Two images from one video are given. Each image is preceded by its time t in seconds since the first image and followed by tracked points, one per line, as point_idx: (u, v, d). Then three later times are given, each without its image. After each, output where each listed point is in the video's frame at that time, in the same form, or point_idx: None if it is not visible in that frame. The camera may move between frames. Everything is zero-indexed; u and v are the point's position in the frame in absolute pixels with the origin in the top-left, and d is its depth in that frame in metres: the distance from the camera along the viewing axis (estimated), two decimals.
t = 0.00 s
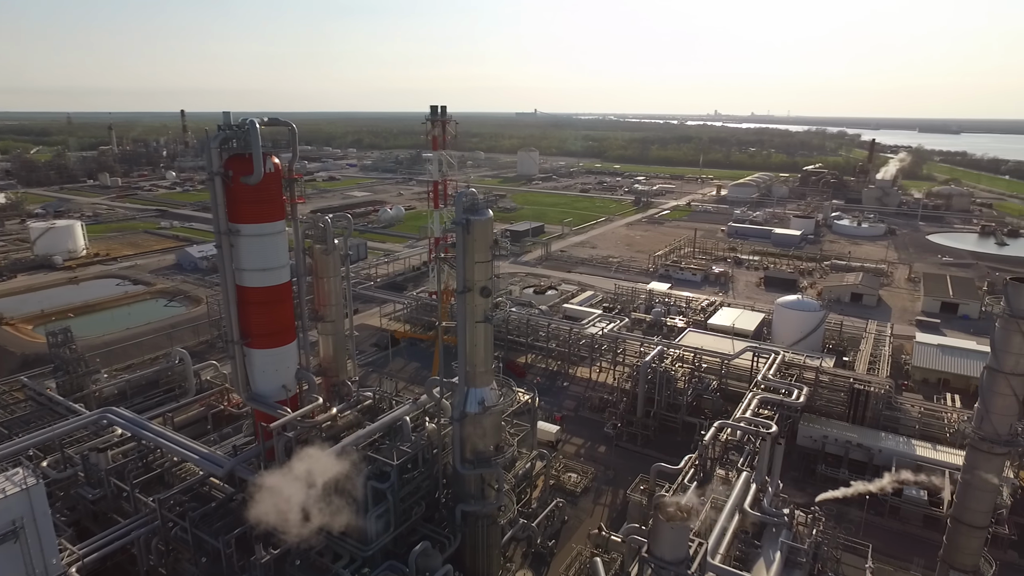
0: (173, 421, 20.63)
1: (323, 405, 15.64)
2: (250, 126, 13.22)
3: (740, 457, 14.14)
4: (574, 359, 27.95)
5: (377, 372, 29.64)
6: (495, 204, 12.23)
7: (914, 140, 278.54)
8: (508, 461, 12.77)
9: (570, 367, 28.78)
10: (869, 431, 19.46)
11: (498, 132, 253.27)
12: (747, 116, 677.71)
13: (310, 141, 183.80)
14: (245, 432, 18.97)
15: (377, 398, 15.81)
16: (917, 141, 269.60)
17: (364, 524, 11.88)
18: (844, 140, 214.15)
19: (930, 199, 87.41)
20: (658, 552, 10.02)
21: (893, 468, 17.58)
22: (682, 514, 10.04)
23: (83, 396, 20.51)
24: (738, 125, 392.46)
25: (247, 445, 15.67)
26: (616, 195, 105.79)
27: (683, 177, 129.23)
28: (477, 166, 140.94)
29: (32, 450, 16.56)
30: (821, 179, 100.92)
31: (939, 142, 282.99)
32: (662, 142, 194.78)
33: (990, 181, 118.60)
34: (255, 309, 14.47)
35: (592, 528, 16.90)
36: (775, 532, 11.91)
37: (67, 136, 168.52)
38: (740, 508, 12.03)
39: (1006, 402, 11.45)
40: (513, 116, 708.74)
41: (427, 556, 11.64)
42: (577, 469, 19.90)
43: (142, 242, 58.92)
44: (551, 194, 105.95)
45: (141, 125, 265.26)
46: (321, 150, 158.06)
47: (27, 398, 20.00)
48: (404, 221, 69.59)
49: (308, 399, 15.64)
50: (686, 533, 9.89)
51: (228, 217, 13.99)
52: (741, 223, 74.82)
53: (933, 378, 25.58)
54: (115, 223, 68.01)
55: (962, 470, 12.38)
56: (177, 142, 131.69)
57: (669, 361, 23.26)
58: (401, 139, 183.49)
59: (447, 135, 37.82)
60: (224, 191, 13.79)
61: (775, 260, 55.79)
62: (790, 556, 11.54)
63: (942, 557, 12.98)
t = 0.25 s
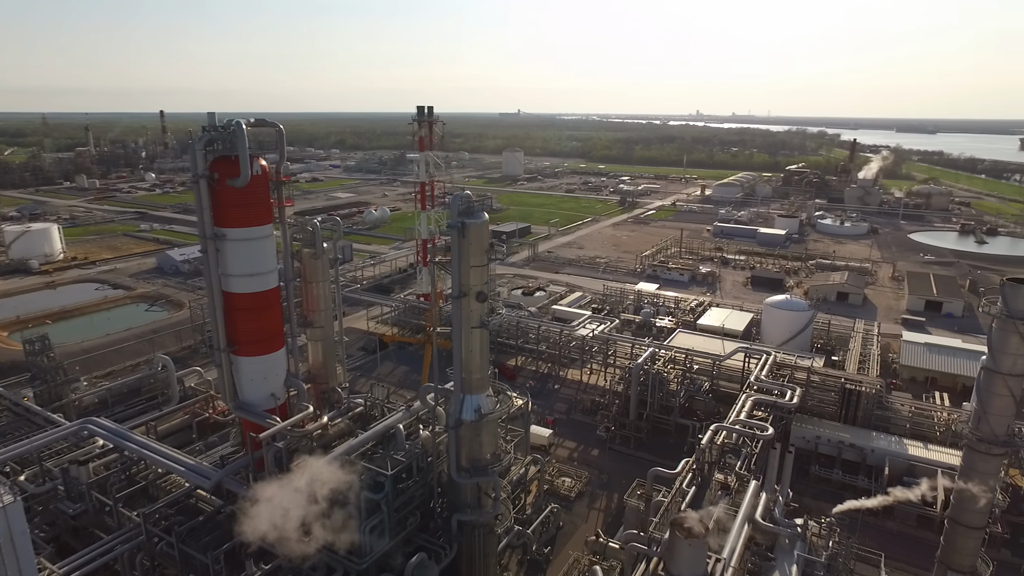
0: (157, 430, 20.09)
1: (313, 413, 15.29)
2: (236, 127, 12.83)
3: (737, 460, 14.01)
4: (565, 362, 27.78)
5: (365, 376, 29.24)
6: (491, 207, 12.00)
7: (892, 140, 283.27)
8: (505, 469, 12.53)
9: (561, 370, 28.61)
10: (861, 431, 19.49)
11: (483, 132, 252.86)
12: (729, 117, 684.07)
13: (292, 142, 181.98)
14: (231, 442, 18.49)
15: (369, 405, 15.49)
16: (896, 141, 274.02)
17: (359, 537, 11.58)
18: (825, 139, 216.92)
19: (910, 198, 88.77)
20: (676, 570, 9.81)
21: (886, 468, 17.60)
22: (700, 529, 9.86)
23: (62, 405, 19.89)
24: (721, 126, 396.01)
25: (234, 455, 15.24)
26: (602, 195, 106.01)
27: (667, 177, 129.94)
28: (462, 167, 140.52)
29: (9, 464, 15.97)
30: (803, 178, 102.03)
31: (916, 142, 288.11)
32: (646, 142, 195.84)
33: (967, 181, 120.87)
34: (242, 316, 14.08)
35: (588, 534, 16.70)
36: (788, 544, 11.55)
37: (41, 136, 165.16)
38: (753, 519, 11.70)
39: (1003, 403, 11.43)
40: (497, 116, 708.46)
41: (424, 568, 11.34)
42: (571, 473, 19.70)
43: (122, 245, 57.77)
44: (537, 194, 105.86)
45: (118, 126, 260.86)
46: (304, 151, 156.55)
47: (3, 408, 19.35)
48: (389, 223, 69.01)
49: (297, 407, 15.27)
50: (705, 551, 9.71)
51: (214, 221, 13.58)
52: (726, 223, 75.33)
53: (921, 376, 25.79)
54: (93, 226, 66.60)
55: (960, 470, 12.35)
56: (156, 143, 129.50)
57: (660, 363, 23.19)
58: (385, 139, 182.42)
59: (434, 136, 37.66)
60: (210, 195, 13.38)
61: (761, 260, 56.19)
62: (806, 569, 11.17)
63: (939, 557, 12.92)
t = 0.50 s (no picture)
0: (140, 440, 19.54)
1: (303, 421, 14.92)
2: (222, 128, 12.47)
3: (734, 463, 13.90)
4: (555, 364, 27.60)
5: (353, 381, 28.81)
6: (488, 210, 11.74)
7: (871, 140, 287.72)
8: (502, 477, 12.29)
9: (552, 372, 28.41)
10: (853, 431, 19.49)
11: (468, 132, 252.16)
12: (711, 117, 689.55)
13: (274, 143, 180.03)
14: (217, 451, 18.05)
15: (360, 412, 15.16)
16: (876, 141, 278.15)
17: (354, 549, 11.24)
18: (807, 139, 219.44)
19: (891, 197, 90.02)
20: None
21: (880, 468, 17.59)
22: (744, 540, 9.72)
23: (40, 415, 19.29)
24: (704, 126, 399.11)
25: (222, 466, 14.83)
26: (588, 195, 106.12)
27: (652, 177, 130.52)
28: (447, 167, 139.92)
29: None
30: (787, 178, 103.02)
31: (895, 142, 292.97)
32: (630, 142, 196.66)
33: (945, 180, 122.98)
34: (229, 322, 13.69)
35: (584, 541, 16.50)
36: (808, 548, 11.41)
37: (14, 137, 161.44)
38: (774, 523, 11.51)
39: (1001, 404, 11.39)
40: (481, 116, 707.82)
41: None
42: (565, 478, 19.51)
43: (101, 248, 56.60)
44: (523, 194, 105.70)
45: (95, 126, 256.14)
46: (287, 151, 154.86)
47: None
48: (375, 224, 68.42)
49: (286, 416, 14.91)
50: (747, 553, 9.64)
51: (199, 225, 13.18)
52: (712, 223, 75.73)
53: (909, 375, 26.00)
54: (71, 228, 65.20)
55: (957, 471, 12.29)
56: (134, 144, 127.29)
57: (653, 364, 23.10)
58: (369, 140, 181.12)
59: (421, 137, 37.33)
60: (195, 198, 12.99)
61: (747, 259, 56.54)
62: None
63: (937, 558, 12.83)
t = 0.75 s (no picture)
0: (122, 450, 18.95)
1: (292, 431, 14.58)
2: (207, 129, 12.09)
3: (732, 466, 13.78)
4: (546, 366, 27.42)
5: (341, 386, 28.39)
6: (483, 213, 11.49)
7: (850, 140, 292.05)
8: (499, 486, 12.06)
9: (543, 375, 28.23)
10: (845, 431, 19.53)
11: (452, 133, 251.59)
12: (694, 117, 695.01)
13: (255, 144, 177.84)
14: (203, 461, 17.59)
15: (352, 420, 14.87)
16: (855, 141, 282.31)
17: (349, 562, 10.90)
18: (788, 139, 221.95)
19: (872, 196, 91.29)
20: None
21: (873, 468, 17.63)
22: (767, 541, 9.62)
23: (17, 427, 18.64)
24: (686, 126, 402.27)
25: (209, 478, 14.42)
26: (573, 196, 106.21)
27: (637, 177, 131.13)
28: (432, 168, 139.33)
29: None
30: (769, 178, 104.06)
31: (872, 142, 298.15)
32: (614, 143, 197.51)
33: (923, 179, 125.11)
34: (216, 330, 13.30)
35: (580, 547, 16.33)
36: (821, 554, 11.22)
37: None
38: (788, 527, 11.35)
39: (998, 405, 11.30)
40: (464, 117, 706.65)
41: None
42: (559, 483, 19.30)
43: (78, 252, 55.33)
44: (508, 195, 105.52)
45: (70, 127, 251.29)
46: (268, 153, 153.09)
47: None
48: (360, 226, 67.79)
49: (276, 425, 14.56)
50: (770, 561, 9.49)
51: (184, 230, 12.77)
52: (697, 223, 76.18)
53: (897, 373, 26.21)
54: (47, 232, 63.71)
55: (954, 472, 12.18)
56: (112, 145, 125.03)
57: (645, 366, 23.01)
58: (351, 140, 179.63)
59: (407, 138, 36.98)
60: (179, 201, 12.58)
61: (733, 259, 56.90)
62: None
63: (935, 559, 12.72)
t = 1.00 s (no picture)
0: (104, 461, 18.40)
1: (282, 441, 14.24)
2: (193, 131, 11.70)
3: (730, 470, 13.65)
4: (537, 368, 27.25)
5: (330, 391, 27.98)
6: (480, 216, 11.26)
7: (830, 139, 295.79)
8: (497, 494, 11.82)
9: (534, 377, 28.04)
10: (837, 431, 19.57)
11: (437, 134, 250.86)
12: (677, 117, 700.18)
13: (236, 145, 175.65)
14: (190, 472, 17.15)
15: (343, 428, 14.55)
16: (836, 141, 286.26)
17: None
18: (770, 139, 224.14)
19: (854, 195, 92.43)
20: None
21: (866, 469, 17.66)
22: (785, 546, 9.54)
23: None
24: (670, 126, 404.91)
25: (196, 491, 14.05)
26: (559, 196, 106.24)
27: (622, 177, 131.60)
28: (417, 169, 138.64)
29: None
30: (753, 178, 104.99)
31: (852, 141, 302.36)
32: (599, 143, 198.14)
33: (903, 178, 127.04)
34: (203, 339, 12.90)
35: (576, 554, 16.15)
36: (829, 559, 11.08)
37: None
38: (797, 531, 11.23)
39: (996, 405, 11.24)
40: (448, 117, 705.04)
41: None
42: (553, 487, 19.10)
43: (56, 256, 54.10)
44: (494, 196, 105.29)
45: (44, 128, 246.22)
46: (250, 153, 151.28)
47: None
48: (345, 227, 67.11)
49: (265, 435, 14.21)
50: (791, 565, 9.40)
51: (169, 235, 12.36)
52: (683, 223, 76.54)
53: (886, 372, 26.42)
54: (22, 235, 62.23)
55: (950, 473, 12.12)
56: (89, 146, 122.69)
57: (638, 368, 22.93)
58: (335, 141, 178.12)
59: (394, 139, 36.59)
60: (163, 205, 12.16)
61: (720, 259, 57.23)
62: None
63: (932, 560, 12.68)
